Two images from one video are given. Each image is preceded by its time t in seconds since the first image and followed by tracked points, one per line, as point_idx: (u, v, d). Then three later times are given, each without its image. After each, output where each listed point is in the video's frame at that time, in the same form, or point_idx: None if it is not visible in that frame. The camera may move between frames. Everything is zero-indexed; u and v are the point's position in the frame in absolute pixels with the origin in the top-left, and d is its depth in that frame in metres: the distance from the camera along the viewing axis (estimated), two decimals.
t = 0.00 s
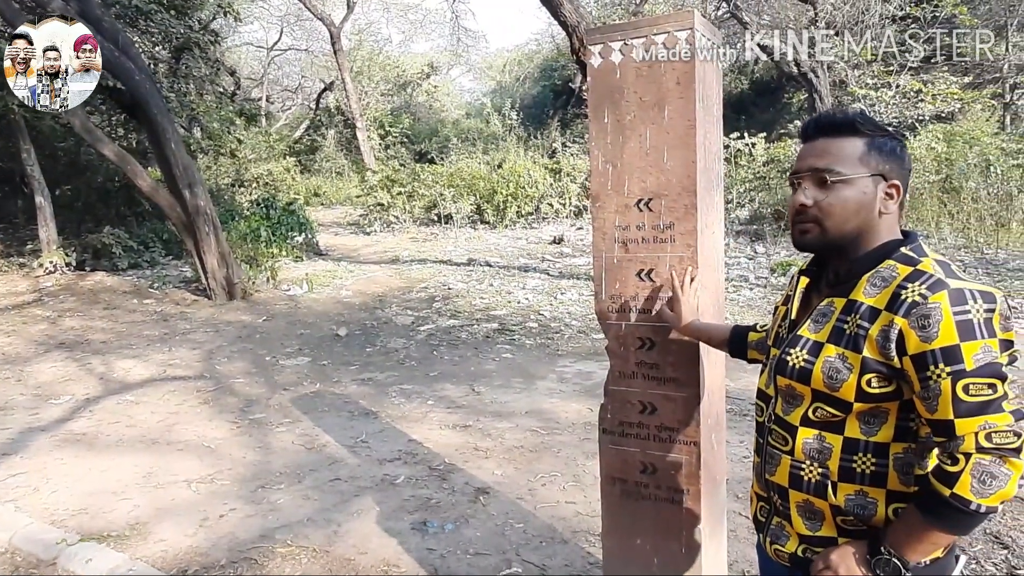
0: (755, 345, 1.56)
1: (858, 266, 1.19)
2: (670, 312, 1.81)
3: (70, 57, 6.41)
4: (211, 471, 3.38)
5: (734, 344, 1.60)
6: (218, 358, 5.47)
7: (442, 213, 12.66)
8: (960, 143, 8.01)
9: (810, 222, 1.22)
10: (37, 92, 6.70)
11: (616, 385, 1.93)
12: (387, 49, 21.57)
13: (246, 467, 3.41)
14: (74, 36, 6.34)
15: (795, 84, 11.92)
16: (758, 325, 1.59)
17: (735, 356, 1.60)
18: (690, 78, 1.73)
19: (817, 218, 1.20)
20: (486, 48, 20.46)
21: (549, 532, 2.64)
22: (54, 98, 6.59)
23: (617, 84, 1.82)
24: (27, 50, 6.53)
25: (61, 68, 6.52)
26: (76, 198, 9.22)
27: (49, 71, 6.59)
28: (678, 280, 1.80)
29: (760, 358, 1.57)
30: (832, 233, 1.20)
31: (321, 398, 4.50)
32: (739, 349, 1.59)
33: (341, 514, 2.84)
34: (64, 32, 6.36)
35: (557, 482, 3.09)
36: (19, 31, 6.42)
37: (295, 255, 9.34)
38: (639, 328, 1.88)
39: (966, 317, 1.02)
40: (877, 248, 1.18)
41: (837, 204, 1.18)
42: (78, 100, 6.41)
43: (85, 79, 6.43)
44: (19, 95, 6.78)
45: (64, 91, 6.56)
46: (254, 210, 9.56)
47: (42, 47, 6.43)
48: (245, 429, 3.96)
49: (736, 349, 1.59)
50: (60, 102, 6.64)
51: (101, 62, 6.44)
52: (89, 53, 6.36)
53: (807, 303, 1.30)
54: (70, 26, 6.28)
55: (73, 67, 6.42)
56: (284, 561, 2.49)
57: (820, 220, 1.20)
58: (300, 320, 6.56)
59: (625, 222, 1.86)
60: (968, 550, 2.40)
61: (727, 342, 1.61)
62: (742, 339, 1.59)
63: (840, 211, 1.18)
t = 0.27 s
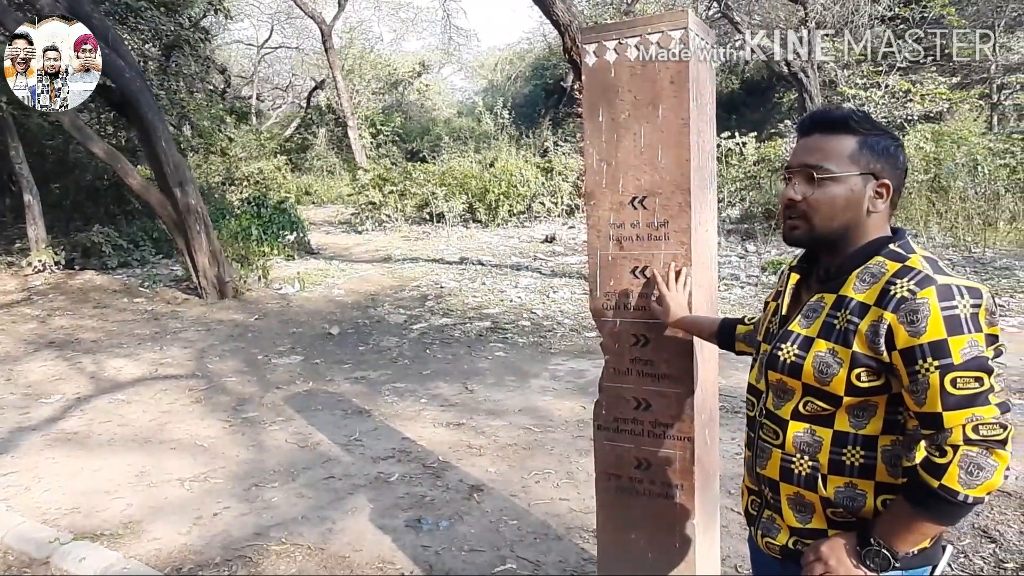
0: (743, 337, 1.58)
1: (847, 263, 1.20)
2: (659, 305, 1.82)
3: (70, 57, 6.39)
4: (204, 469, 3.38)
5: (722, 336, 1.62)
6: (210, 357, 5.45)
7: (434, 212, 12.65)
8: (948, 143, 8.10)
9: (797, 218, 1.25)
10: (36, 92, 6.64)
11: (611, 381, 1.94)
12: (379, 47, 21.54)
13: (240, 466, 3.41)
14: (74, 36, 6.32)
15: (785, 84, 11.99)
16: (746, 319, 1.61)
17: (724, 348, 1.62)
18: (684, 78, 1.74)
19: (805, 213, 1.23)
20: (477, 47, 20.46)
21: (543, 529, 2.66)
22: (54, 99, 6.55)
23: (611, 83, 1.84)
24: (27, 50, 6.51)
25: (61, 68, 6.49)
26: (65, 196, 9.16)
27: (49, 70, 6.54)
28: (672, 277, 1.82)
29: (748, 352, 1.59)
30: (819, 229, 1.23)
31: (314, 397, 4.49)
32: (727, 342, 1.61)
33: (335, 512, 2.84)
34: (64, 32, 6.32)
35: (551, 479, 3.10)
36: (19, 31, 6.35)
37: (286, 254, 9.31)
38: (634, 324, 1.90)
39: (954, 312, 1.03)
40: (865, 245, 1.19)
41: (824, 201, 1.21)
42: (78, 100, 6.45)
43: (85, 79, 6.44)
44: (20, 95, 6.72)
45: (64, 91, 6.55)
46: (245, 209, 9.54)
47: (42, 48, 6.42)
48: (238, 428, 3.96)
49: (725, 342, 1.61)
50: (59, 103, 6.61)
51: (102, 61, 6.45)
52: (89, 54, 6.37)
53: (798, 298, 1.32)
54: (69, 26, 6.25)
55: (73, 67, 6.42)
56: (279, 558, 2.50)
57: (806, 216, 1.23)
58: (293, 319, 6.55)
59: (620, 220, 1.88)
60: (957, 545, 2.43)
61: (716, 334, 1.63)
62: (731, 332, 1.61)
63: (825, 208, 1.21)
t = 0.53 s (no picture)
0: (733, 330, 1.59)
1: (842, 258, 1.22)
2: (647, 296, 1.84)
3: (71, 57, 6.36)
4: (199, 467, 3.37)
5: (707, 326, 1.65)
6: (203, 355, 5.44)
7: (427, 210, 12.65)
8: (938, 142, 8.17)
9: (794, 211, 1.27)
10: (37, 91, 6.64)
11: (609, 377, 1.96)
12: (371, 45, 21.48)
13: (235, 463, 3.41)
14: (74, 35, 6.27)
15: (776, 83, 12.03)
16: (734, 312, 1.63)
17: (712, 343, 1.62)
18: (681, 76, 1.76)
19: (802, 206, 1.25)
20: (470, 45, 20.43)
21: (539, 525, 2.67)
22: (54, 99, 6.47)
23: (609, 81, 1.85)
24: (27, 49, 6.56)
25: (61, 68, 6.46)
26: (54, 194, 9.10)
27: (49, 70, 6.51)
28: (668, 272, 1.84)
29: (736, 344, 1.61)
30: (816, 223, 1.24)
31: (308, 395, 4.49)
32: (715, 338, 1.61)
33: (331, 509, 2.85)
34: (64, 31, 6.28)
35: (546, 475, 3.12)
36: (17, 31, 6.34)
37: (278, 252, 9.28)
38: (631, 321, 1.92)
39: (950, 305, 1.05)
40: (860, 238, 1.21)
41: (821, 194, 1.23)
42: (78, 100, 6.36)
43: (84, 79, 6.39)
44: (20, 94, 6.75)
45: (65, 92, 6.45)
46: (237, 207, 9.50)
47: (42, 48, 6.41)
48: (232, 426, 3.95)
49: (711, 337, 1.62)
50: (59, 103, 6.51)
51: (102, 62, 6.44)
52: (89, 53, 6.35)
53: (792, 294, 1.33)
54: (70, 26, 6.22)
55: (73, 67, 6.39)
56: (276, 555, 2.50)
57: (804, 209, 1.25)
58: (286, 317, 6.54)
59: (617, 216, 1.89)
60: (948, 539, 2.46)
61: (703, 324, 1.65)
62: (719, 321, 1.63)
63: (823, 201, 1.22)
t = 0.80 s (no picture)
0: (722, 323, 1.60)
1: (836, 252, 1.23)
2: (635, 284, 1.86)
3: (71, 57, 6.46)
4: (194, 465, 3.37)
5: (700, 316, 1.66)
6: (197, 353, 5.43)
7: (421, 208, 12.65)
8: (930, 142, 8.41)
9: (792, 204, 1.26)
10: (37, 92, 6.88)
11: (605, 374, 1.97)
12: (364, 43, 21.45)
13: (230, 461, 3.41)
14: (74, 35, 6.35)
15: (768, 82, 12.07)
16: (725, 304, 1.64)
17: (703, 332, 1.64)
18: (678, 73, 1.77)
19: (800, 200, 1.25)
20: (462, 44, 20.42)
21: (535, 521, 2.68)
22: (54, 98, 6.74)
23: (606, 78, 1.86)
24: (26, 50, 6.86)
25: (61, 68, 6.59)
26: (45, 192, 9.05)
27: (49, 70, 6.69)
28: (664, 267, 1.84)
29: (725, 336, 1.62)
30: (813, 217, 1.24)
31: (303, 393, 4.48)
32: (706, 326, 1.63)
33: (327, 506, 2.85)
34: (64, 31, 6.37)
35: (542, 472, 3.13)
36: (19, 32, 6.64)
37: (272, 250, 9.26)
38: (627, 317, 1.93)
39: (944, 298, 1.07)
40: (855, 232, 1.22)
41: (820, 188, 1.23)
42: (77, 99, 6.50)
43: (84, 79, 6.43)
44: (20, 94, 7.08)
45: (64, 91, 6.71)
46: (230, 205, 9.48)
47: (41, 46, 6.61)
48: (227, 423, 3.95)
49: (703, 325, 1.64)
50: (60, 103, 6.84)
51: (102, 62, 6.44)
52: (89, 53, 6.38)
53: (786, 289, 1.33)
54: (69, 26, 6.28)
55: (73, 67, 6.46)
56: (272, 552, 2.50)
57: (802, 203, 1.25)
58: (280, 315, 6.52)
59: (614, 213, 1.90)
60: (940, 533, 2.48)
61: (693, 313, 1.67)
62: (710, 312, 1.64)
63: (821, 195, 1.23)
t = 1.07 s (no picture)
0: (719, 320, 1.61)
1: (836, 252, 1.24)
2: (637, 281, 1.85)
3: (70, 57, 6.44)
4: (193, 463, 3.37)
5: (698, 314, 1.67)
6: (194, 352, 5.43)
7: (418, 207, 12.66)
8: (926, 142, 8.45)
9: (802, 205, 1.25)
10: (36, 92, 6.87)
11: (605, 372, 1.98)
12: (361, 41, 21.43)
13: (228, 459, 3.41)
14: (74, 35, 6.36)
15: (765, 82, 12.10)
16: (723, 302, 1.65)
17: (701, 328, 1.65)
18: (677, 74, 1.78)
19: (809, 201, 1.24)
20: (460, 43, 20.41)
21: (533, 519, 2.69)
22: (54, 98, 6.72)
23: (606, 78, 1.87)
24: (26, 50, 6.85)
25: (61, 68, 6.58)
26: (40, 189, 9.02)
27: (49, 70, 6.70)
28: (664, 266, 1.85)
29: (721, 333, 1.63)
30: (822, 218, 1.24)
31: (301, 391, 4.49)
32: (705, 323, 1.64)
33: (326, 504, 2.86)
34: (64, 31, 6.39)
35: (540, 470, 3.14)
36: (19, 32, 6.65)
37: (268, 248, 9.25)
38: (626, 316, 1.94)
39: (942, 298, 1.09)
40: (856, 232, 1.23)
41: (830, 189, 1.23)
42: (78, 100, 6.48)
43: (84, 79, 6.42)
44: (20, 95, 7.09)
45: (64, 91, 6.70)
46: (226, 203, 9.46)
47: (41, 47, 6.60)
48: (225, 421, 3.96)
49: (702, 322, 1.64)
50: (60, 103, 6.78)
51: (102, 62, 6.44)
52: (89, 53, 6.37)
53: (785, 287, 1.34)
54: (69, 26, 6.29)
55: (73, 67, 6.44)
56: (271, 550, 2.51)
57: (812, 204, 1.25)
58: (277, 313, 6.52)
59: (614, 212, 1.91)
60: (935, 531, 2.50)
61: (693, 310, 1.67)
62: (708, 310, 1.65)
63: (831, 196, 1.23)
